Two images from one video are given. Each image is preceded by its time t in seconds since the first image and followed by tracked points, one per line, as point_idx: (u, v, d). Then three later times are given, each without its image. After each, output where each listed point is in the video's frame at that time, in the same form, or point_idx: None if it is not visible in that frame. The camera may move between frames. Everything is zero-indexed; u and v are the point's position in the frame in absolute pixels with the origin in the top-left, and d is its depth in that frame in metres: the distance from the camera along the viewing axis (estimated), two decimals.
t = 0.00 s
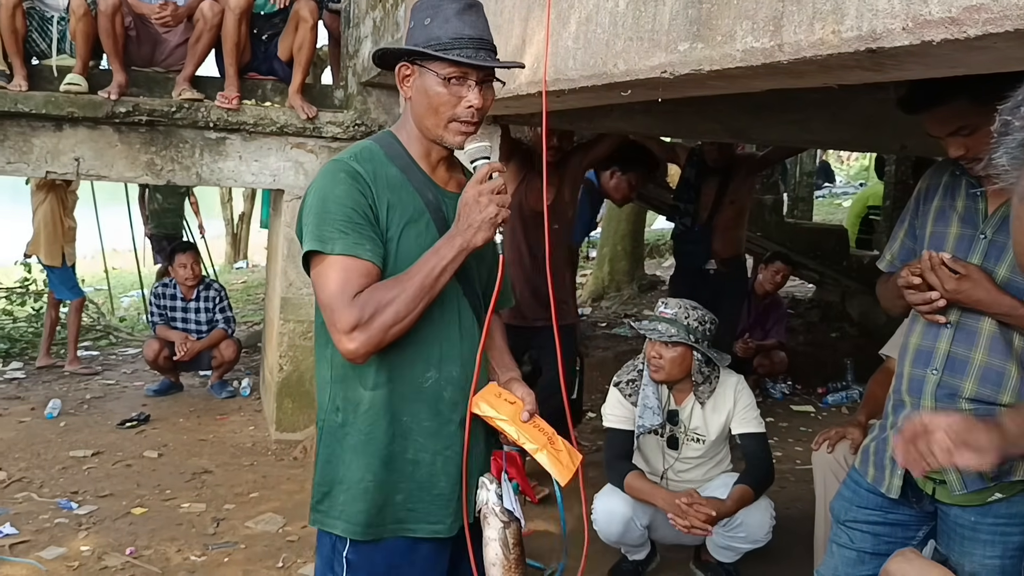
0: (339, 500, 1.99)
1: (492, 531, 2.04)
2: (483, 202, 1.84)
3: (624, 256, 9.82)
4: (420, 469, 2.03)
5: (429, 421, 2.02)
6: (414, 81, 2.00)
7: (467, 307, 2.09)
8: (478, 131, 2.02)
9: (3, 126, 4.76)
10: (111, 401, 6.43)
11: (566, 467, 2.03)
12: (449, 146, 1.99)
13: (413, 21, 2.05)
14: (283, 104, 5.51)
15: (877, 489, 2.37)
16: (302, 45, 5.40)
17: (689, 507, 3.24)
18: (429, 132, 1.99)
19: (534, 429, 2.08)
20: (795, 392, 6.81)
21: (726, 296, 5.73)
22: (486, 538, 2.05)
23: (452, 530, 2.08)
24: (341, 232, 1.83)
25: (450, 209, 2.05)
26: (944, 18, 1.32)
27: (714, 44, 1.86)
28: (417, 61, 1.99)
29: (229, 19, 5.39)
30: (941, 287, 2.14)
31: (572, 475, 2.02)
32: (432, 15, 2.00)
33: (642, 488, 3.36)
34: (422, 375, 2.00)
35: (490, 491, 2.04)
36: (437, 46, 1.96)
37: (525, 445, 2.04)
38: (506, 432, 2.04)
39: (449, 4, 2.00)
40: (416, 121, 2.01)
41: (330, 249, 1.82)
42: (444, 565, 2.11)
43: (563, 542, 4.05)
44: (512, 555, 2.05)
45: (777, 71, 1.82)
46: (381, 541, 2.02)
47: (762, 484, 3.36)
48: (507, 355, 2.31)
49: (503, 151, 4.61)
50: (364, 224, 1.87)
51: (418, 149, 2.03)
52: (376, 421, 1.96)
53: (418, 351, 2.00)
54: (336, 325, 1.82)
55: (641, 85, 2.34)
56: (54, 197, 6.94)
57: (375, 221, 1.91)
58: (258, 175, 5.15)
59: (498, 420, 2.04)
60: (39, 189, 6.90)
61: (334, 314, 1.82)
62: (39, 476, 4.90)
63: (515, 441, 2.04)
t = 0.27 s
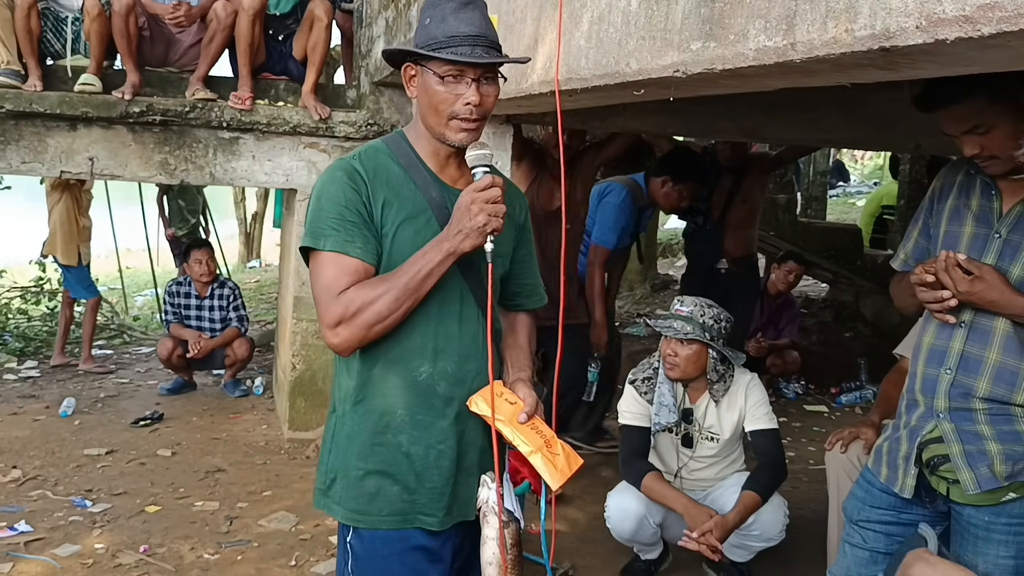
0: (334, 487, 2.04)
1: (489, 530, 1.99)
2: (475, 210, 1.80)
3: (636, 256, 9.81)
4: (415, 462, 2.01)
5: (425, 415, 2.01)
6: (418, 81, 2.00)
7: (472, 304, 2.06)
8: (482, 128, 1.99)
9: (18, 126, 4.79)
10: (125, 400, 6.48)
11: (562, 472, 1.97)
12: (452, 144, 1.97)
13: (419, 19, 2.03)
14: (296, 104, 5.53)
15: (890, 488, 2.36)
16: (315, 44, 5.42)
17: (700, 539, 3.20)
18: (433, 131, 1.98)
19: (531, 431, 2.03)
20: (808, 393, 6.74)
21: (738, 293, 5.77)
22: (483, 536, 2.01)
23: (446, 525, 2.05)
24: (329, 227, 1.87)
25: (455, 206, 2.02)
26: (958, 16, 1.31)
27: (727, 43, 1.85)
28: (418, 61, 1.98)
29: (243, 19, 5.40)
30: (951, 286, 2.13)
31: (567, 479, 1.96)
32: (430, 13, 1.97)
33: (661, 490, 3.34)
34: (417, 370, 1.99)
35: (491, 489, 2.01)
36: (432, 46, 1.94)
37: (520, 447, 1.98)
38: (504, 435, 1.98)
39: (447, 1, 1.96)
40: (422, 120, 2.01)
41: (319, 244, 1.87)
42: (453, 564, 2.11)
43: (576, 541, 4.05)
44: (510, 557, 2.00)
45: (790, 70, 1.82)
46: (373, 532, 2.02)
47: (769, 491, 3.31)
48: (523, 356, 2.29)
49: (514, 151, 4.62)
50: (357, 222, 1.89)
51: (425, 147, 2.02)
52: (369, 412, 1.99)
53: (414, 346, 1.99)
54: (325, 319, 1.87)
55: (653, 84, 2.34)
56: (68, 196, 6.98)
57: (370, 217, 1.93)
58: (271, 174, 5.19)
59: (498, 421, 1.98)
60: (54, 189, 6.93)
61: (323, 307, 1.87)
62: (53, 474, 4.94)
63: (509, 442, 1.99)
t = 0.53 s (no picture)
0: (335, 484, 2.05)
1: (478, 525, 1.99)
2: (467, 206, 1.81)
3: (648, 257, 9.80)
4: (412, 460, 2.01)
5: (422, 413, 2.00)
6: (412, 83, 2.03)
7: (472, 302, 2.04)
8: (475, 129, 1.99)
9: (32, 129, 4.83)
10: (138, 401, 6.52)
11: (559, 473, 1.96)
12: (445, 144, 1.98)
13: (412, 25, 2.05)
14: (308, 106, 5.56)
15: (902, 491, 2.35)
16: (326, 46, 5.45)
17: (711, 532, 3.19)
18: (427, 131, 2.00)
19: (529, 431, 2.03)
20: (821, 394, 6.80)
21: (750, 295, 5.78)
22: (472, 530, 2.01)
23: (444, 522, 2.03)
24: (326, 228, 1.88)
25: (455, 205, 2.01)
26: (970, 18, 1.31)
27: (738, 45, 1.86)
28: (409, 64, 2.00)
29: (255, 21, 5.43)
30: (966, 288, 2.12)
31: (563, 479, 1.95)
32: (420, 18, 1.98)
33: (673, 491, 3.33)
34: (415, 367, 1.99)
35: (484, 486, 2.00)
36: (421, 49, 1.95)
37: (517, 445, 1.98)
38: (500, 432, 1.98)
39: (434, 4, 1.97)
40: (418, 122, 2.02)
41: (317, 245, 1.89)
42: (460, 565, 2.11)
43: (587, 543, 4.05)
44: (495, 553, 1.99)
45: (801, 72, 1.82)
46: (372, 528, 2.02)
47: (780, 492, 3.32)
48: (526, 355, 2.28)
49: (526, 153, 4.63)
50: (355, 222, 1.90)
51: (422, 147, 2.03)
52: (368, 409, 2.00)
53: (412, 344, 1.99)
54: (327, 319, 1.90)
55: (665, 86, 2.35)
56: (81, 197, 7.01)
57: (368, 217, 1.94)
58: (283, 176, 5.21)
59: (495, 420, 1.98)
60: (67, 190, 6.98)
61: (323, 306, 1.89)
62: (67, 474, 4.98)
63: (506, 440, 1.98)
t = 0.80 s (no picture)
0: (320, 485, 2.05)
1: (472, 527, 1.94)
2: (452, 214, 1.79)
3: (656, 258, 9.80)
4: (397, 462, 2.01)
5: (406, 415, 2.00)
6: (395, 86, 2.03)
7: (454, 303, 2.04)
8: (460, 132, 2.00)
9: (42, 131, 4.86)
10: (146, 402, 6.54)
11: (544, 467, 1.96)
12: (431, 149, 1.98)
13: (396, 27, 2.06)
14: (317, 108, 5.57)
15: (910, 493, 2.35)
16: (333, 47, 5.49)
17: (719, 535, 3.18)
18: (410, 134, 2.00)
19: (511, 426, 1.99)
20: (830, 395, 6.81)
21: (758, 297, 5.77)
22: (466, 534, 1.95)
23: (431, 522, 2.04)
24: (306, 233, 1.88)
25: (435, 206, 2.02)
26: (979, 20, 1.31)
27: (746, 47, 1.86)
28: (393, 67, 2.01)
29: (263, 23, 5.45)
30: (972, 292, 2.12)
31: (549, 474, 1.94)
32: (405, 20, 1.99)
33: (681, 494, 3.32)
34: (397, 371, 1.99)
35: (473, 487, 1.96)
36: (406, 52, 1.96)
37: (500, 443, 1.95)
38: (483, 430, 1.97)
39: (420, 6, 1.98)
40: (401, 124, 2.02)
41: (296, 250, 1.89)
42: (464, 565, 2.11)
43: (594, 545, 4.05)
44: (492, 553, 1.95)
45: (809, 73, 1.82)
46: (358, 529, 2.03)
47: (790, 495, 3.30)
48: (510, 353, 2.26)
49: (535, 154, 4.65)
50: (335, 227, 1.91)
51: (403, 150, 2.03)
52: (352, 411, 2.00)
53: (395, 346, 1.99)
54: (310, 325, 1.90)
55: (673, 88, 2.35)
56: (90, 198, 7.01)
57: (348, 221, 1.94)
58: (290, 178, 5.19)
59: (474, 417, 1.97)
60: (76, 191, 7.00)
61: (305, 310, 1.90)
62: (75, 475, 5.00)
63: (489, 438, 1.96)
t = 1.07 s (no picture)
0: (315, 494, 2.06)
1: (474, 528, 1.93)
2: (439, 220, 1.79)
3: (665, 261, 9.80)
4: (391, 469, 2.01)
5: (399, 423, 2.01)
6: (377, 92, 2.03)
7: (444, 310, 2.05)
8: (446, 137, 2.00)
9: (52, 134, 4.89)
10: (155, 404, 6.57)
11: (548, 450, 1.95)
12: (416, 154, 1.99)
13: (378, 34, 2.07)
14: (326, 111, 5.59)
15: (919, 497, 2.35)
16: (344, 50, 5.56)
17: (728, 539, 3.17)
18: (396, 140, 2.00)
19: (510, 417, 2.01)
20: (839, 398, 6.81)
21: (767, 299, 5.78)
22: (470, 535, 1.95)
23: (426, 528, 2.05)
24: (295, 244, 1.89)
25: (421, 212, 2.03)
26: (987, 24, 1.31)
27: (754, 50, 1.86)
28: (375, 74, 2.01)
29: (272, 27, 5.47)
30: (978, 298, 2.13)
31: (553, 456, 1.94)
32: (385, 27, 2.01)
33: (689, 497, 3.32)
34: (389, 379, 1.99)
35: (472, 487, 1.95)
36: (388, 59, 1.97)
37: (501, 434, 1.95)
38: (485, 426, 1.96)
39: (400, 13, 2.00)
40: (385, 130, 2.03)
41: (286, 262, 1.89)
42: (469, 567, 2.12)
43: (602, 547, 4.05)
44: (495, 554, 1.91)
45: (817, 77, 1.82)
46: (355, 536, 2.04)
47: (797, 498, 3.29)
48: (499, 353, 2.28)
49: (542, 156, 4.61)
50: (325, 238, 1.91)
51: (388, 157, 2.03)
52: (345, 420, 2.00)
53: (386, 355, 1.99)
54: (303, 336, 1.90)
55: (680, 91, 2.35)
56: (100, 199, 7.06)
57: (336, 231, 1.94)
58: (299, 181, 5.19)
59: (473, 417, 1.97)
60: (86, 193, 7.04)
61: (297, 322, 1.90)
62: (85, 477, 5.03)
63: (491, 433, 1.96)
